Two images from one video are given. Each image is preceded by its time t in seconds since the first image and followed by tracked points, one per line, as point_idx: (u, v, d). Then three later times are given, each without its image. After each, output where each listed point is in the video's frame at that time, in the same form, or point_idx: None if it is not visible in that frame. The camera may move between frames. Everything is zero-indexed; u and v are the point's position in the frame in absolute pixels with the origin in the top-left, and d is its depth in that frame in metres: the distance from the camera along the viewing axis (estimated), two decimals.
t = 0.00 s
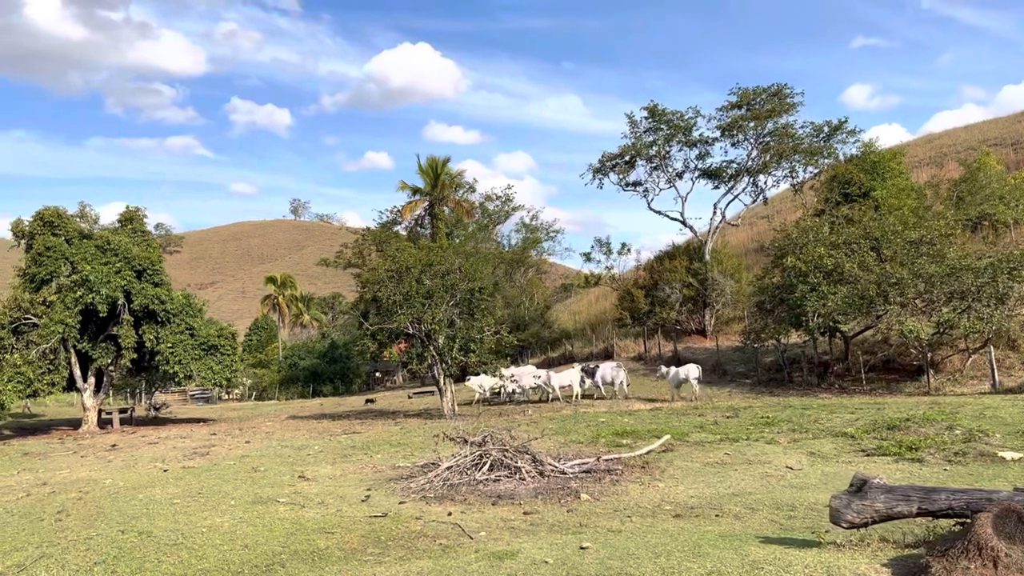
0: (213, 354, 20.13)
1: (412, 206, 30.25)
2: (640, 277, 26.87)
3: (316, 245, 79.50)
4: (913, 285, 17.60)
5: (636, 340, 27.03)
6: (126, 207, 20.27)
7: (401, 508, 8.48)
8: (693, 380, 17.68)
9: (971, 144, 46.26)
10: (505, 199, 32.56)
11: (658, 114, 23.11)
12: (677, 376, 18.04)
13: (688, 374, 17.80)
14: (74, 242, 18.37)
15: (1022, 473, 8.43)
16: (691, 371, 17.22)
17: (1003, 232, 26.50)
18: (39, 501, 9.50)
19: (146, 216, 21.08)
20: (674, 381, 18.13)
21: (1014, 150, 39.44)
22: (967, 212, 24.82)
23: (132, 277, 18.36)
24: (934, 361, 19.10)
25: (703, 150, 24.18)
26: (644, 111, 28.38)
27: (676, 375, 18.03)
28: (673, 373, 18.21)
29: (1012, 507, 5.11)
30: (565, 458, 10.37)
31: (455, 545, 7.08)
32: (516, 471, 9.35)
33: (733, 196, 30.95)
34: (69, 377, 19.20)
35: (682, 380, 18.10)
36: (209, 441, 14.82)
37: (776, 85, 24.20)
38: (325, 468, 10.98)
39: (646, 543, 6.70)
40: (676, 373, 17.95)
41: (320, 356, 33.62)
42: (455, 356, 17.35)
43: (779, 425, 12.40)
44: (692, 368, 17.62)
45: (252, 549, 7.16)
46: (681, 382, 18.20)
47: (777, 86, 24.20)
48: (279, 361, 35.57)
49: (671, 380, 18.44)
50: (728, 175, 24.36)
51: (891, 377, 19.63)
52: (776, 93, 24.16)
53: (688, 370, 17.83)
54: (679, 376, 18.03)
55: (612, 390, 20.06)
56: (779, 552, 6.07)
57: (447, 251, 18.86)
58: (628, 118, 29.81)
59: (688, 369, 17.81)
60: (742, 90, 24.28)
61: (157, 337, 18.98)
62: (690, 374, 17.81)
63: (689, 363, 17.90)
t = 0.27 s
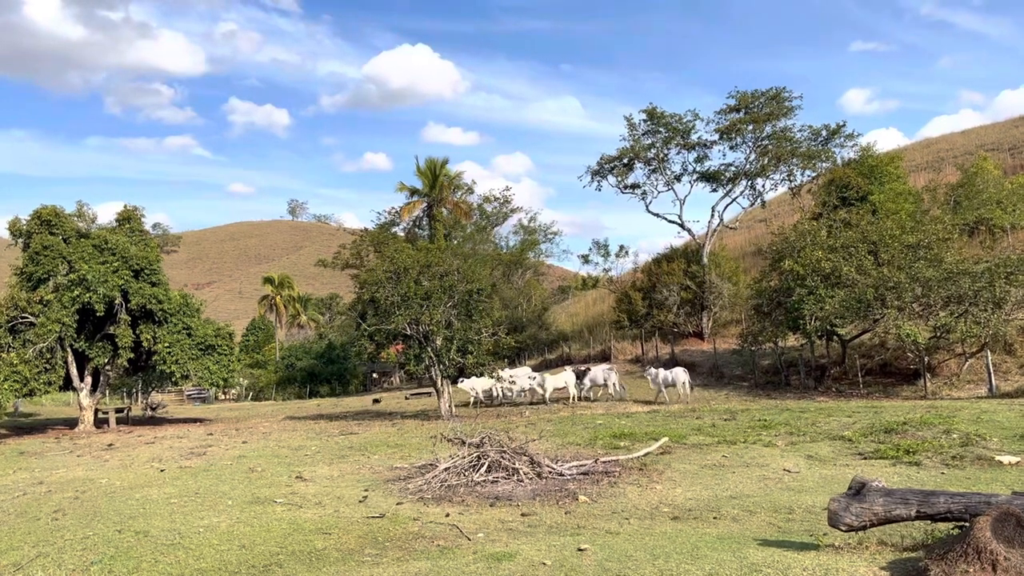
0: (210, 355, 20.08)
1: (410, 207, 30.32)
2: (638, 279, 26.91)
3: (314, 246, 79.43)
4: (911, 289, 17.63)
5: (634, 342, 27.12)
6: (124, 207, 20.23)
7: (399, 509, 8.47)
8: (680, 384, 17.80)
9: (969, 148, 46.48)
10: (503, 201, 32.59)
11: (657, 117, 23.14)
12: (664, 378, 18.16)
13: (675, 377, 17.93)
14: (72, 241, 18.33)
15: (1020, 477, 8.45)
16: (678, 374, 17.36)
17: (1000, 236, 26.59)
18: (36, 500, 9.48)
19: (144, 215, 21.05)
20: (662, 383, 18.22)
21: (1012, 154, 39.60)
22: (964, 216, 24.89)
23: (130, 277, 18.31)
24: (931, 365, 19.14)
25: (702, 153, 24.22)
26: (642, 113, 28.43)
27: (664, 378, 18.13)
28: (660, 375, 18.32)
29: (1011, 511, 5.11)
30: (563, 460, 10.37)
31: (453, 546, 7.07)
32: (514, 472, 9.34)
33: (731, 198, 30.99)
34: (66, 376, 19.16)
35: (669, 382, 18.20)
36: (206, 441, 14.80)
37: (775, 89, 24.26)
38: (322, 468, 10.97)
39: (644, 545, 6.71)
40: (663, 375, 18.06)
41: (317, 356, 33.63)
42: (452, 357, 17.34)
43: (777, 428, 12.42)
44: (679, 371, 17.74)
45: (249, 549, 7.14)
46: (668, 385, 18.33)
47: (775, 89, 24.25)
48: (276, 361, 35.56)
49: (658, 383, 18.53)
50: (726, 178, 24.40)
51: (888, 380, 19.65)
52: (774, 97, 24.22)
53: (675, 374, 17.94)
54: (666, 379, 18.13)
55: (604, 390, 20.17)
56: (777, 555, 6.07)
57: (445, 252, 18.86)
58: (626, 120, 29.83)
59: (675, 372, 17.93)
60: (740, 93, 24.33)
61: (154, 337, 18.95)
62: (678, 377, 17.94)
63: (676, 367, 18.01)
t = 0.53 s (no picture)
0: (205, 355, 20.04)
1: (407, 208, 30.32)
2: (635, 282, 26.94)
3: (311, 246, 79.37)
4: (907, 292, 17.66)
5: (630, 344, 27.15)
6: (120, 206, 20.17)
7: (394, 510, 8.46)
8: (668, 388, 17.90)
9: (965, 152, 46.73)
10: (500, 202, 32.61)
11: (654, 119, 23.17)
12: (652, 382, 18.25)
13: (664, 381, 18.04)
14: (68, 241, 18.27)
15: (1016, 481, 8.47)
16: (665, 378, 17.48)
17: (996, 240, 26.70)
18: (30, 500, 9.44)
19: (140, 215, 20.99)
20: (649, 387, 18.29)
21: (1008, 159, 39.82)
22: (960, 220, 24.96)
23: (126, 276, 18.25)
24: (926, 368, 19.18)
25: (699, 155, 24.25)
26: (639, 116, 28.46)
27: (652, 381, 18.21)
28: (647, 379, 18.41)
29: (1007, 514, 5.13)
30: (559, 461, 10.36)
31: (448, 547, 7.06)
32: (510, 474, 9.33)
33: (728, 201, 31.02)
34: (61, 376, 19.10)
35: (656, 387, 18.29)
36: (201, 441, 14.76)
37: (772, 92, 24.30)
38: (318, 469, 10.94)
39: (640, 547, 6.70)
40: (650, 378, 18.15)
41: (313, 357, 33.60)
42: (449, 358, 17.33)
43: (774, 431, 12.43)
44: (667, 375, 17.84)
45: (244, 549, 7.12)
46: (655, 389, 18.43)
47: (772, 92, 24.30)
48: (272, 362, 35.51)
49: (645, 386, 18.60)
50: (723, 180, 24.42)
51: (884, 384, 19.66)
52: (771, 100, 24.26)
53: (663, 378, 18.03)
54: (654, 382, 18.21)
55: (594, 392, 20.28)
56: (773, 557, 6.08)
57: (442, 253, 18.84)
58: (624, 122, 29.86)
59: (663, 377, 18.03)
60: (738, 96, 24.37)
61: (150, 336, 18.90)
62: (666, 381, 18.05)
63: (664, 371, 18.10)
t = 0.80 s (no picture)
0: (201, 355, 20.00)
1: (404, 209, 30.32)
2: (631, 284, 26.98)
3: (308, 247, 79.27)
4: (903, 295, 17.70)
5: (627, 346, 27.23)
6: (117, 206, 20.13)
7: (390, 511, 8.44)
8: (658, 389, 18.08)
9: (962, 155, 47.01)
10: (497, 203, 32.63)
11: (652, 121, 23.20)
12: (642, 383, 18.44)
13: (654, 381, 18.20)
14: (64, 240, 18.23)
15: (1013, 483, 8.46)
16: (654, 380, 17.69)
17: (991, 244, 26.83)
18: (24, 500, 9.41)
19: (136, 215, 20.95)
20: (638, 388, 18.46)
21: (1004, 164, 40.06)
22: (957, 223, 25.04)
23: (121, 276, 18.21)
24: (922, 371, 19.23)
25: (696, 158, 24.29)
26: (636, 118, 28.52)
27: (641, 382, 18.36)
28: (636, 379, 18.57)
29: (1002, 517, 5.14)
30: (555, 463, 10.36)
31: (444, 549, 7.04)
32: (506, 475, 9.32)
33: (726, 203, 31.02)
34: (56, 376, 19.05)
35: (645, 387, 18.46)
36: (197, 442, 14.73)
37: (769, 94, 24.37)
38: (313, 470, 10.93)
39: (635, 549, 6.70)
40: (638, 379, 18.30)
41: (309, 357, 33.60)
42: (445, 359, 17.33)
43: (769, 433, 12.45)
44: (656, 377, 18.00)
45: (239, 550, 7.10)
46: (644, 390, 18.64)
47: (770, 95, 24.36)
48: (268, 362, 35.46)
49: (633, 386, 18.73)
50: (720, 182, 24.46)
51: (879, 387, 19.69)
52: (769, 102, 24.32)
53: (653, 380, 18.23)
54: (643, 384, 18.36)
55: (588, 394, 20.35)
56: (769, 559, 6.08)
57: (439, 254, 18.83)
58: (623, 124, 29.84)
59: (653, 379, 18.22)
60: (735, 99, 24.42)
61: (145, 336, 18.85)
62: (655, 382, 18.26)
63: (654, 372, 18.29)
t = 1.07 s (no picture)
0: (197, 354, 19.94)
1: (401, 209, 30.30)
2: (628, 285, 27.00)
3: (304, 247, 79.14)
4: (900, 297, 17.72)
5: (624, 347, 27.30)
6: (113, 205, 20.09)
7: (386, 512, 8.43)
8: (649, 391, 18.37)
9: (958, 158, 47.20)
10: (495, 204, 32.64)
11: (649, 122, 23.21)
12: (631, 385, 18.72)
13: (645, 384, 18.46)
14: (60, 239, 18.19)
15: (1011, 486, 8.46)
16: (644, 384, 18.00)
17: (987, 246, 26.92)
18: (19, 500, 9.37)
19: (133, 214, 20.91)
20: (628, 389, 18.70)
21: (1001, 167, 40.24)
22: (953, 226, 25.12)
23: (118, 275, 18.17)
24: (918, 373, 19.26)
25: (693, 159, 24.32)
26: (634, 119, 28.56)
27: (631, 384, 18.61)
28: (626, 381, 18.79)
29: (998, 520, 5.13)
30: (552, 464, 10.35)
31: (440, 550, 7.02)
32: (502, 476, 9.31)
33: (723, 205, 31.08)
34: (52, 375, 18.99)
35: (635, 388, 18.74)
36: (192, 442, 14.70)
37: (767, 96, 24.42)
38: (309, 470, 10.91)
39: (632, 551, 6.68)
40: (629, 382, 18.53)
41: (306, 358, 33.59)
42: (441, 360, 17.32)
43: (766, 435, 12.45)
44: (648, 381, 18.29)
45: (235, 551, 7.07)
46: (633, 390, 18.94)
47: (767, 97, 24.41)
48: (264, 362, 35.41)
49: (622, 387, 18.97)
50: (717, 184, 24.49)
51: (875, 389, 19.72)
52: (766, 104, 24.37)
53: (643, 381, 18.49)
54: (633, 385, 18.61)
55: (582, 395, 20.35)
56: (765, 561, 6.08)
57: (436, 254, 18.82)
58: (620, 125, 29.88)
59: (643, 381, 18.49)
60: (733, 100, 24.46)
61: (141, 336, 18.81)
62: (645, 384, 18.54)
63: (644, 374, 18.53)
